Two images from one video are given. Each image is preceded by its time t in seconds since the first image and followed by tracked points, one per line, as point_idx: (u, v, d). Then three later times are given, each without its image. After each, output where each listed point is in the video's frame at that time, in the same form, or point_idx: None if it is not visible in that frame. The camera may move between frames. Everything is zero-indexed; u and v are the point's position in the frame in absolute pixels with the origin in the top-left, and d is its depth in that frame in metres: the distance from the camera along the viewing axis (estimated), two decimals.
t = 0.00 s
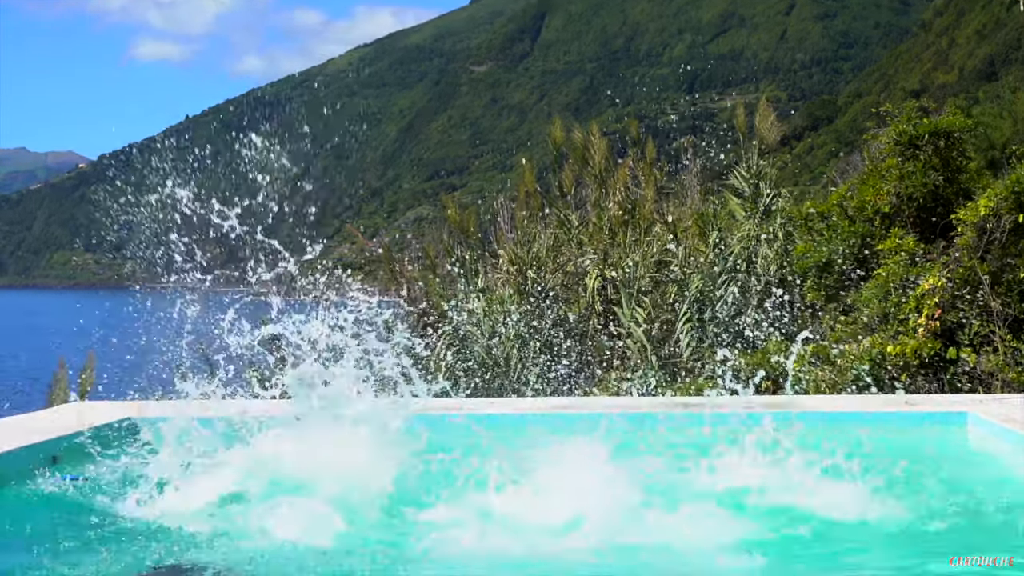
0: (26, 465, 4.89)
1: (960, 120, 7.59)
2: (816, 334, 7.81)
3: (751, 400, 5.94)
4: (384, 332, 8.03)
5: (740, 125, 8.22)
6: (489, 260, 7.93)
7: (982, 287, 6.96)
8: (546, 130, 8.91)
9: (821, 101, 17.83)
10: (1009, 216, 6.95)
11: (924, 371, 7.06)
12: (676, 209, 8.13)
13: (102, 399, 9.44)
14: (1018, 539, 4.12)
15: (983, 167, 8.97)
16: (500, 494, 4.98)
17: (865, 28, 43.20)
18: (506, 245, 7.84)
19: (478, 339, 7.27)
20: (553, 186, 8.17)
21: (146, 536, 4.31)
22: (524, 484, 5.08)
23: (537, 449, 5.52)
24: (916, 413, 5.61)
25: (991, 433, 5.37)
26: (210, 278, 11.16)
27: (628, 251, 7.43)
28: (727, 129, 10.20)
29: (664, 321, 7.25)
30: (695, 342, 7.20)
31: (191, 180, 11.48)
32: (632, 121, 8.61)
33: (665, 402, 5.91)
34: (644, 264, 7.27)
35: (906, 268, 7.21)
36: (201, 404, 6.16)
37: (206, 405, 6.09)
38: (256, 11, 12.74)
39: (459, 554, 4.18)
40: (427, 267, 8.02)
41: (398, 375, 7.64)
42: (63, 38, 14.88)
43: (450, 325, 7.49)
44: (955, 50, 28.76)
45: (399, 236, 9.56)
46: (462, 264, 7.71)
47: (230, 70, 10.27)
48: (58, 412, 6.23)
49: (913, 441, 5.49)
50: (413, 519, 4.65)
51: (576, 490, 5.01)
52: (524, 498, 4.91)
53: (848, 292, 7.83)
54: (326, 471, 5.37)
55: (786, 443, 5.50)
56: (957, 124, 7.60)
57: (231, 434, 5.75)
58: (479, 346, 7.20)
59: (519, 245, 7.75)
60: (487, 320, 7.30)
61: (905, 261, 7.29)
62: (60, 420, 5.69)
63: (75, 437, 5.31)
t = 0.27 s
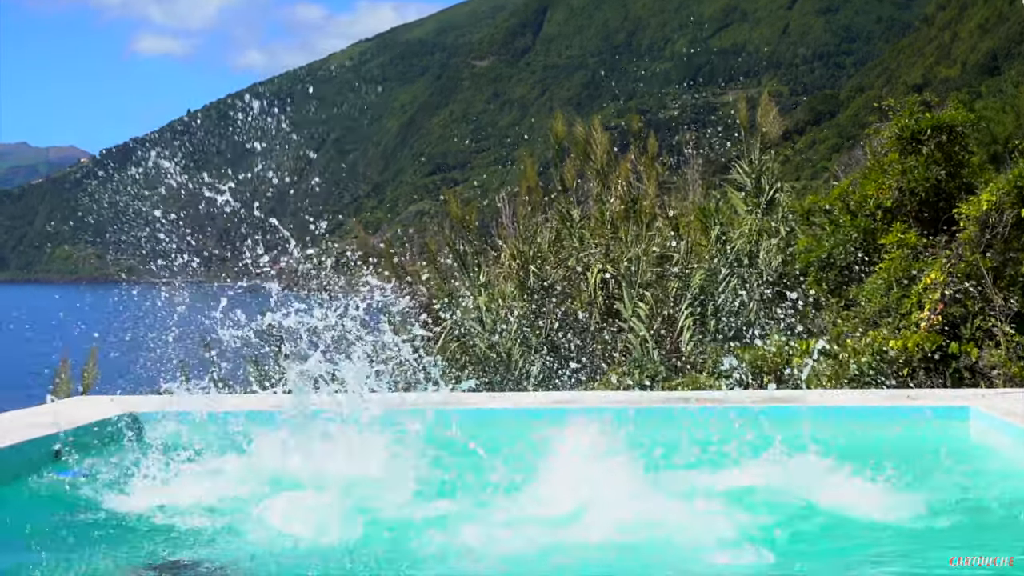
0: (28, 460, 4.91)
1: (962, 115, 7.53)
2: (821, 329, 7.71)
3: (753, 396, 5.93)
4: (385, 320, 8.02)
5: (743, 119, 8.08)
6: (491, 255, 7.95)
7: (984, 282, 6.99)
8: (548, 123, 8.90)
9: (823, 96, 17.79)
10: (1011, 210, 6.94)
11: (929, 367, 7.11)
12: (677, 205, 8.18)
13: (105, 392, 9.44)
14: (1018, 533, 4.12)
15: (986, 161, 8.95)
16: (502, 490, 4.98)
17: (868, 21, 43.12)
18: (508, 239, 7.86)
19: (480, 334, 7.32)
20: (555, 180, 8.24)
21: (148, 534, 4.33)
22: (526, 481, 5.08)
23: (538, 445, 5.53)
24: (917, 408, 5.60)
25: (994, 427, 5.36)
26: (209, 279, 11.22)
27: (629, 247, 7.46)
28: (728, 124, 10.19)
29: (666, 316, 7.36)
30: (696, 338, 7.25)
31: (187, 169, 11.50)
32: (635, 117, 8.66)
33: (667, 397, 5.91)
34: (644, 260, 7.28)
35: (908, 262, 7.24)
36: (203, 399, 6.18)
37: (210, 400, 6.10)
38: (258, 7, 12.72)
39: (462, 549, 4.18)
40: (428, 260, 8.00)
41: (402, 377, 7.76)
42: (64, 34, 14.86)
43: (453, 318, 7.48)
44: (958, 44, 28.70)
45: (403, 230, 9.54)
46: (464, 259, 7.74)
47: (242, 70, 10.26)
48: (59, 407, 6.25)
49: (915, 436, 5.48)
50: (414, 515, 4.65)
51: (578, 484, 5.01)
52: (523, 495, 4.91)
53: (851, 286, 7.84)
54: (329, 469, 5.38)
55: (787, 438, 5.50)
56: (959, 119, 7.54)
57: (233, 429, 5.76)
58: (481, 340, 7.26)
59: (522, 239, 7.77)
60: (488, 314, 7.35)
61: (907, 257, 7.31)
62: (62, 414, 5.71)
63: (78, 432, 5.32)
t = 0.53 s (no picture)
0: (30, 454, 4.94)
1: (964, 110, 7.50)
2: (822, 324, 7.72)
3: (752, 390, 5.93)
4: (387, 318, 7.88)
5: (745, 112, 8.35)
6: (491, 250, 7.94)
7: (987, 278, 7.00)
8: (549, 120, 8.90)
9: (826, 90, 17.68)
10: (1013, 205, 6.93)
11: (930, 362, 7.11)
12: (679, 201, 8.21)
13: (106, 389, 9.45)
14: (1016, 527, 4.14)
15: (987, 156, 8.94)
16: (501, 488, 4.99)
17: (870, 17, 43.01)
18: (510, 235, 7.84)
19: (480, 329, 7.29)
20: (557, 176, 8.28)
21: (148, 533, 4.37)
22: (525, 480, 5.09)
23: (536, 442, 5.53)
24: (918, 404, 5.59)
25: (995, 423, 5.36)
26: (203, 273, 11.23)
27: (631, 242, 7.50)
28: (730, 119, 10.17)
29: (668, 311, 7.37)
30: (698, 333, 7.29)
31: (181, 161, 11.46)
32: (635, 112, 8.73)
33: (666, 392, 5.91)
34: (646, 255, 7.32)
35: (910, 258, 7.24)
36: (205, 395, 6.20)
37: (211, 395, 6.12)
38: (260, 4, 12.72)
39: (464, 547, 4.19)
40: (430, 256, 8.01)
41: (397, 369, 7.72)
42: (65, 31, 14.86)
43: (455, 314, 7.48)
44: (960, 39, 28.59)
45: (404, 227, 9.54)
46: (466, 256, 7.68)
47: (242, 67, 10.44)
48: (63, 402, 6.30)
49: (916, 434, 5.47)
50: (414, 514, 4.66)
51: (577, 483, 5.02)
52: (524, 493, 4.91)
53: (852, 281, 7.84)
54: (330, 466, 5.39)
55: (785, 433, 5.50)
56: (961, 114, 7.51)
57: (233, 425, 5.78)
58: (483, 335, 7.23)
59: (523, 235, 7.71)
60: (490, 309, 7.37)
61: (909, 252, 7.31)
62: (65, 411, 5.73)
63: (79, 429, 5.35)
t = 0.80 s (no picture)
0: (34, 446, 4.94)
1: (968, 102, 7.49)
2: (823, 315, 7.88)
3: (755, 381, 5.92)
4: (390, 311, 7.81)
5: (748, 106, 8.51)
6: (495, 241, 8.05)
7: (990, 268, 7.02)
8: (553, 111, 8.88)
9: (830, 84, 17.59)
10: (1016, 196, 6.93)
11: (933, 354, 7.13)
12: (682, 192, 8.26)
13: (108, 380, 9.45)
14: (1013, 521, 4.17)
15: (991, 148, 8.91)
16: (504, 483, 4.99)
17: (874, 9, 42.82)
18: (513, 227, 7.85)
19: (484, 321, 7.33)
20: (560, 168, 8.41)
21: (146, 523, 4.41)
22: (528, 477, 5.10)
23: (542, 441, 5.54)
24: (921, 397, 5.57)
25: (999, 415, 5.35)
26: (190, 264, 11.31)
27: (634, 233, 7.58)
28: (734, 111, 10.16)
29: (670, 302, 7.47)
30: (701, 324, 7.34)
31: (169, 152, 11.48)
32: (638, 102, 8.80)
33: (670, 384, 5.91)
34: (649, 246, 7.40)
35: (914, 249, 7.21)
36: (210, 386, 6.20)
37: (216, 388, 6.10)
38: None
39: (468, 541, 4.21)
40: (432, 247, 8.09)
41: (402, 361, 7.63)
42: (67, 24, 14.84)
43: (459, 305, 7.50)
44: (964, 31, 28.42)
45: (407, 219, 9.53)
46: (468, 245, 7.87)
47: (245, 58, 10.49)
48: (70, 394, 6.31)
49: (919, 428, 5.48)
50: (416, 508, 4.64)
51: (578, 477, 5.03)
52: (526, 489, 4.90)
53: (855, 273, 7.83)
54: (331, 463, 5.37)
55: (790, 427, 5.49)
56: (965, 105, 7.50)
57: (237, 415, 5.78)
58: (487, 327, 7.25)
59: (527, 227, 7.74)
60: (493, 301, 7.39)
61: (913, 244, 7.31)
62: (70, 402, 5.73)
63: (84, 420, 5.36)
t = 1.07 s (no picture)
0: (37, 438, 4.97)
1: (972, 89, 7.49)
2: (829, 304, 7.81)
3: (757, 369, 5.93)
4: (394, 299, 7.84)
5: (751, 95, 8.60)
6: (500, 229, 8.08)
7: (994, 256, 7.05)
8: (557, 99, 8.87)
9: (833, 71, 17.52)
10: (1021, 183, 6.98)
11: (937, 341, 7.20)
12: (687, 180, 8.28)
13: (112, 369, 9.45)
14: (1016, 518, 4.17)
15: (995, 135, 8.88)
16: (508, 476, 5.01)
17: None
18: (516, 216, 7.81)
19: (489, 310, 7.30)
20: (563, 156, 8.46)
21: (146, 515, 4.44)
22: (532, 470, 5.11)
23: (545, 434, 5.55)
24: (925, 384, 5.54)
25: (1002, 405, 5.32)
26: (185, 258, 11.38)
27: (638, 221, 7.64)
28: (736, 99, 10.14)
29: (673, 292, 7.49)
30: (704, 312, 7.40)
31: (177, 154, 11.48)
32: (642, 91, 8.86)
33: (673, 373, 5.92)
34: (653, 235, 7.44)
35: (919, 238, 7.23)
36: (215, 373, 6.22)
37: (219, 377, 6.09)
38: None
39: (473, 535, 4.23)
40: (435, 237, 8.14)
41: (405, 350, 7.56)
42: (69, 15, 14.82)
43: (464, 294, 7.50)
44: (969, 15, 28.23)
45: (410, 208, 9.52)
46: (471, 235, 7.91)
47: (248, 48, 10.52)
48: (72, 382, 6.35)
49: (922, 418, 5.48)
50: (418, 502, 4.65)
51: (583, 470, 5.04)
52: (528, 481, 4.89)
53: (858, 262, 7.81)
54: (333, 458, 5.37)
55: (793, 419, 5.50)
56: (969, 93, 7.50)
57: (241, 403, 5.80)
58: (490, 315, 7.24)
59: (530, 216, 7.72)
60: (499, 290, 7.28)
61: (917, 232, 7.31)
62: (74, 391, 5.75)
63: (89, 408, 5.38)
